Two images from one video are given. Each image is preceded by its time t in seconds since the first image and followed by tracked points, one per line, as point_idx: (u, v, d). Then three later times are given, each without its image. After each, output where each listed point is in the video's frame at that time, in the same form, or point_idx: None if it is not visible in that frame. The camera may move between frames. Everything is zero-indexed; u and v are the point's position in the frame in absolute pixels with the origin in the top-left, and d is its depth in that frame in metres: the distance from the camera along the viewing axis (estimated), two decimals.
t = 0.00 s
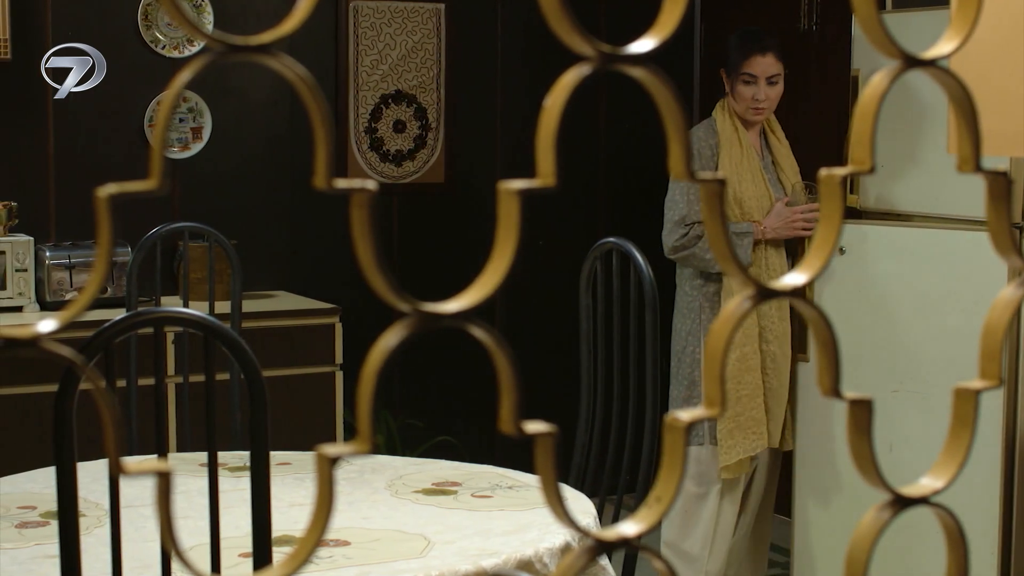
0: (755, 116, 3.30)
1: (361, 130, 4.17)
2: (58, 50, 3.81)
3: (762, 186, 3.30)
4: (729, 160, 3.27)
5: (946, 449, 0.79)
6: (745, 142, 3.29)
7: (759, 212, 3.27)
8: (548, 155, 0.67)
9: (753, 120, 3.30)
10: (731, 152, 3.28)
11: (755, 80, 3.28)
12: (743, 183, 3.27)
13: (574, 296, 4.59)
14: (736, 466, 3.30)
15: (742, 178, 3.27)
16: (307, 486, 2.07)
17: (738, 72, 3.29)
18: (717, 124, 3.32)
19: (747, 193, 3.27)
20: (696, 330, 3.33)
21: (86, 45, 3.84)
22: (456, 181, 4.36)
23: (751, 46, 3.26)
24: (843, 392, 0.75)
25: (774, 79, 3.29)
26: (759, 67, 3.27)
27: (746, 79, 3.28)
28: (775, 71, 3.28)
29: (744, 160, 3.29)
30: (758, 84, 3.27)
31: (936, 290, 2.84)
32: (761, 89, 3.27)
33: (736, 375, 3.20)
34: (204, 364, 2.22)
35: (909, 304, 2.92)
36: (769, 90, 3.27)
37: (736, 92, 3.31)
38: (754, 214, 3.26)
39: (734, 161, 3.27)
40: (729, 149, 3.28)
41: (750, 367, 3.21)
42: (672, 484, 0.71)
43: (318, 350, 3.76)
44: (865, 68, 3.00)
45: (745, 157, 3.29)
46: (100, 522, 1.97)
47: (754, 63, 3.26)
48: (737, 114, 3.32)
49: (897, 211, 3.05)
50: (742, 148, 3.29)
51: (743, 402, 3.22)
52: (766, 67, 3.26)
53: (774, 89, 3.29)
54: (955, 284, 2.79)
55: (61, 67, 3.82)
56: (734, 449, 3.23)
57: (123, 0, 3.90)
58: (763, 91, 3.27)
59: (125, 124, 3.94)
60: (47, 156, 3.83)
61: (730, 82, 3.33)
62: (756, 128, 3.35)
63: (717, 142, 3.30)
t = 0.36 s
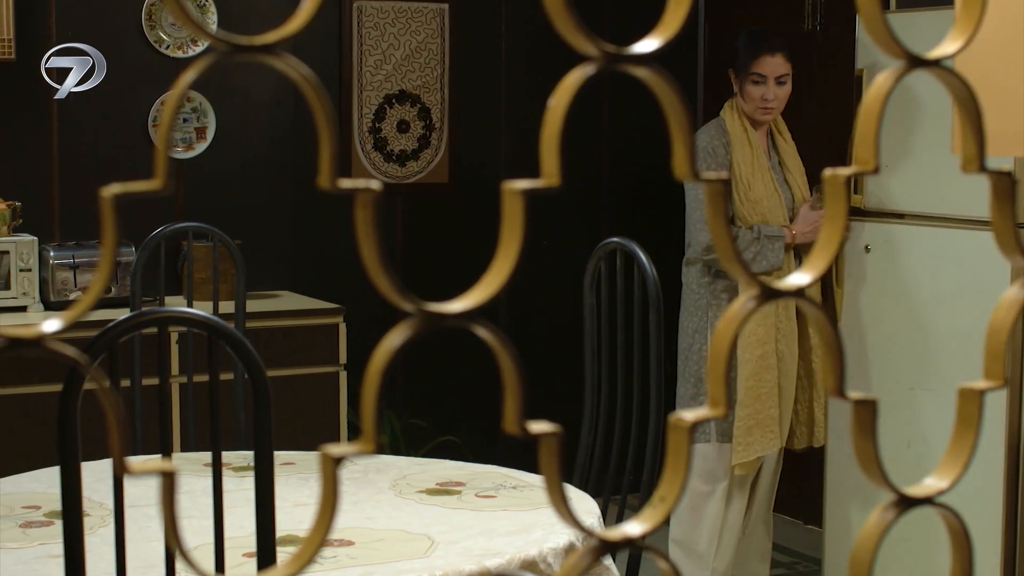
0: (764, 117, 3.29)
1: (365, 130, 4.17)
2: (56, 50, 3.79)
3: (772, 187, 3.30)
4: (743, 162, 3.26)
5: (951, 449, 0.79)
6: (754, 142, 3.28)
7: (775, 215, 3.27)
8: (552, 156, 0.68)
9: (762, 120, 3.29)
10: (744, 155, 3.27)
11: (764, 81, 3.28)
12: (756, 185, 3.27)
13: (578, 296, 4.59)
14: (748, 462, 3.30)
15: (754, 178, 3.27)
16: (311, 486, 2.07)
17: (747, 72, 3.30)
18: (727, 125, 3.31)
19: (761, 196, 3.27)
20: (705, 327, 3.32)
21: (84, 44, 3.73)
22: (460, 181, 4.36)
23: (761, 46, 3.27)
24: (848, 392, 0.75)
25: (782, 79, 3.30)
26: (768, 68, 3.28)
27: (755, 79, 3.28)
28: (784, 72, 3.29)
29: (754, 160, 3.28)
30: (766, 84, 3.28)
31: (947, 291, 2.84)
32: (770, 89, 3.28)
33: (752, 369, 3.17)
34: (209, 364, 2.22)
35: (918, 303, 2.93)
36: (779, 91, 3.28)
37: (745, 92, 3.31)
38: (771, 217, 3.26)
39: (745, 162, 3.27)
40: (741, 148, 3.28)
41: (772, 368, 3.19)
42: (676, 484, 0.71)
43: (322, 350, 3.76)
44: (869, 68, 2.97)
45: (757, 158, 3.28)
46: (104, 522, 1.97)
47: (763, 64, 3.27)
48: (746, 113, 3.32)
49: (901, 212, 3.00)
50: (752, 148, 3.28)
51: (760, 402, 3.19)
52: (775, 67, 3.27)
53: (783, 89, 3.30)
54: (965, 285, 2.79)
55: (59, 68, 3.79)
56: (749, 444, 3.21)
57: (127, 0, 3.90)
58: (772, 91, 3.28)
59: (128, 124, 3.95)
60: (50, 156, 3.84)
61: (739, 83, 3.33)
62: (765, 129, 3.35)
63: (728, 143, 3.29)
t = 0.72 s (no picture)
0: (769, 117, 3.29)
1: (366, 130, 4.17)
2: (56, 50, 3.79)
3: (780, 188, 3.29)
4: (752, 164, 3.26)
5: (951, 449, 0.79)
6: (760, 142, 3.28)
7: (786, 215, 3.28)
8: (553, 156, 0.68)
9: (767, 120, 3.29)
10: (751, 156, 3.27)
11: (769, 81, 3.28)
12: (765, 186, 3.27)
13: (579, 296, 4.58)
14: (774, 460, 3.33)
15: (763, 180, 3.27)
16: (311, 486, 2.07)
17: (751, 73, 3.29)
18: (733, 125, 3.30)
19: (770, 196, 3.26)
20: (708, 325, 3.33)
21: (84, 44, 3.71)
22: (461, 181, 4.36)
23: (765, 46, 3.26)
24: (849, 392, 0.75)
25: (786, 79, 3.29)
26: (772, 68, 3.27)
27: (759, 80, 3.28)
28: (788, 72, 3.29)
29: (761, 161, 3.28)
30: (770, 85, 3.27)
31: (956, 291, 2.83)
32: (774, 89, 3.27)
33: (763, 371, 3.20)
34: (210, 364, 2.21)
35: (927, 303, 2.91)
36: (783, 91, 3.27)
37: (749, 93, 3.30)
38: (782, 219, 3.27)
39: (752, 163, 3.27)
40: (748, 149, 3.28)
41: (784, 370, 3.24)
42: (677, 484, 0.71)
43: (323, 350, 3.76)
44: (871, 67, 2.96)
45: (764, 159, 3.28)
46: (105, 522, 1.97)
47: (767, 65, 3.26)
48: (751, 114, 3.31)
49: (904, 212, 2.97)
50: (759, 149, 3.28)
51: (773, 405, 3.23)
52: (779, 68, 3.26)
53: (787, 90, 3.29)
54: (976, 286, 2.78)
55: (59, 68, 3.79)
56: (763, 444, 3.24)
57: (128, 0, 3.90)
58: (777, 91, 3.27)
59: (129, 124, 3.95)
60: (51, 156, 3.84)
61: (743, 83, 3.33)
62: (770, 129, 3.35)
63: (735, 145, 3.28)
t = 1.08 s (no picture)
0: (772, 116, 3.29)
1: (368, 130, 4.17)
2: (57, 50, 3.79)
3: (783, 188, 3.29)
4: (755, 164, 3.26)
5: (955, 448, 0.79)
6: (763, 142, 3.28)
7: (789, 215, 3.27)
8: (555, 155, 0.67)
9: (770, 121, 3.29)
10: (754, 156, 3.27)
11: (771, 81, 3.27)
12: (768, 187, 3.27)
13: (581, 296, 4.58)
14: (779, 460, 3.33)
15: (765, 180, 3.27)
16: (313, 486, 2.07)
17: (753, 73, 3.30)
18: (735, 125, 3.30)
19: (773, 197, 3.26)
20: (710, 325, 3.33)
21: (84, 44, 3.80)
22: (463, 181, 4.36)
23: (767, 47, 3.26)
24: (851, 392, 0.75)
25: (788, 79, 3.29)
26: (774, 68, 3.27)
27: (762, 80, 3.28)
28: (790, 72, 3.29)
29: (764, 161, 3.28)
30: (773, 85, 3.27)
31: (959, 291, 2.82)
32: (777, 90, 3.27)
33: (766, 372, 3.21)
34: (211, 364, 2.21)
35: (929, 302, 2.90)
36: (785, 92, 3.27)
37: (752, 93, 3.31)
38: (785, 219, 3.27)
39: (755, 163, 3.27)
40: (750, 149, 3.27)
41: (788, 370, 3.25)
42: (679, 484, 0.71)
43: (325, 350, 3.76)
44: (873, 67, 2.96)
45: (766, 159, 3.28)
46: (107, 522, 1.97)
47: (769, 65, 3.26)
48: (754, 114, 3.31)
49: (907, 211, 2.97)
50: (762, 149, 3.28)
51: (774, 405, 3.23)
52: (781, 68, 3.26)
53: (790, 90, 3.29)
54: (978, 286, 2.77)
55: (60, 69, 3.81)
56: (767, 444, 3.24)
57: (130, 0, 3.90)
58: (779, 91, 3.27)
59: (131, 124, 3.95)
60: (54, 156, 3.84)
61: (746, 84, 3.33)
62: (773, 129, 3.35)
63: (737, 145, 3.28)
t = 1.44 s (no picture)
0: (773, 117, 3.29)
1: (370, 130, 4.17)
2: (59, 49, 3.79)
3: (785, 189, 3.29)
4: (756, 165, 3.26)
5: (958, 447, 0.79)
6: (765, 142, 3.28)
7: (791, 216, 3.27)
8: (558, 155, 0.67)
9: (771, 121, 3.29)
10: (755, 157, 3.27)
11: (772, 81, 3.28)
12: (770, 187, 3.26)
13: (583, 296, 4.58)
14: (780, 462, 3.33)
15: (767, 180, 3.27)
16: (316, 486, 2.07)
17: (755, 73, 3.30)
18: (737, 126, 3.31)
19: (775, 197, 3.26)
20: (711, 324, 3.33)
21: (85, 44, 3.81)
22: (465, 181, 4.36)
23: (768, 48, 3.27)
24: (855, 392, 0.75)
25: (790, 79, 3.29)
26: (775, 68, 3.27)
27: (763, 80, 3.28)
28: (792, 72, 3.29)
29: (765, 161, 3.28)
30: (774, 85, 3.28)
31: (963, 289, 2.82)
32: (778, 90, 3.27)
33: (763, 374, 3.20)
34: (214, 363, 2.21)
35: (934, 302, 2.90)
36: (787, 92, 3.28)
37: (754, 93, 3.31)
38: (787, 220, 3.26)
39: (756, 163, 3.27)
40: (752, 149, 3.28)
41: (788, 372, 3.25)
42: (682, 485, 0.71)
43: (327, 350, 3.76)
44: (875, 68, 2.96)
45: (767, 159, 3.28)
46: (110, 522, 1.97)
47: (769, 65, 3.27)
48: (756, 114, 3.31)
49: (910, 212, 2.97)
50: (764, 149, 3.28)
51: (773, 406, 3.23)
52: (782, 68, 3.27)
53: (791, 90, 3.29)
54: (982, 284, 2.77)
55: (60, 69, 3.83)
56: (765, 444, 3.25)
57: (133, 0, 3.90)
58: (780, 91, 3.28)
59: (134, 124, 3.95)
60: (56, 156, 3.84)
61: (747, 84, 3.33)
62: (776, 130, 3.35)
63: (738, 145, 3.29)
